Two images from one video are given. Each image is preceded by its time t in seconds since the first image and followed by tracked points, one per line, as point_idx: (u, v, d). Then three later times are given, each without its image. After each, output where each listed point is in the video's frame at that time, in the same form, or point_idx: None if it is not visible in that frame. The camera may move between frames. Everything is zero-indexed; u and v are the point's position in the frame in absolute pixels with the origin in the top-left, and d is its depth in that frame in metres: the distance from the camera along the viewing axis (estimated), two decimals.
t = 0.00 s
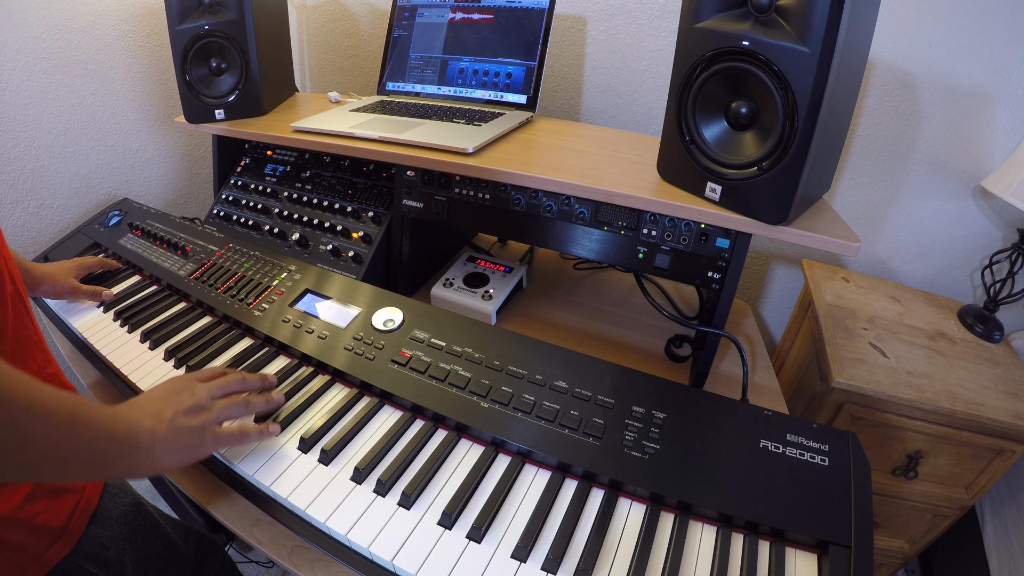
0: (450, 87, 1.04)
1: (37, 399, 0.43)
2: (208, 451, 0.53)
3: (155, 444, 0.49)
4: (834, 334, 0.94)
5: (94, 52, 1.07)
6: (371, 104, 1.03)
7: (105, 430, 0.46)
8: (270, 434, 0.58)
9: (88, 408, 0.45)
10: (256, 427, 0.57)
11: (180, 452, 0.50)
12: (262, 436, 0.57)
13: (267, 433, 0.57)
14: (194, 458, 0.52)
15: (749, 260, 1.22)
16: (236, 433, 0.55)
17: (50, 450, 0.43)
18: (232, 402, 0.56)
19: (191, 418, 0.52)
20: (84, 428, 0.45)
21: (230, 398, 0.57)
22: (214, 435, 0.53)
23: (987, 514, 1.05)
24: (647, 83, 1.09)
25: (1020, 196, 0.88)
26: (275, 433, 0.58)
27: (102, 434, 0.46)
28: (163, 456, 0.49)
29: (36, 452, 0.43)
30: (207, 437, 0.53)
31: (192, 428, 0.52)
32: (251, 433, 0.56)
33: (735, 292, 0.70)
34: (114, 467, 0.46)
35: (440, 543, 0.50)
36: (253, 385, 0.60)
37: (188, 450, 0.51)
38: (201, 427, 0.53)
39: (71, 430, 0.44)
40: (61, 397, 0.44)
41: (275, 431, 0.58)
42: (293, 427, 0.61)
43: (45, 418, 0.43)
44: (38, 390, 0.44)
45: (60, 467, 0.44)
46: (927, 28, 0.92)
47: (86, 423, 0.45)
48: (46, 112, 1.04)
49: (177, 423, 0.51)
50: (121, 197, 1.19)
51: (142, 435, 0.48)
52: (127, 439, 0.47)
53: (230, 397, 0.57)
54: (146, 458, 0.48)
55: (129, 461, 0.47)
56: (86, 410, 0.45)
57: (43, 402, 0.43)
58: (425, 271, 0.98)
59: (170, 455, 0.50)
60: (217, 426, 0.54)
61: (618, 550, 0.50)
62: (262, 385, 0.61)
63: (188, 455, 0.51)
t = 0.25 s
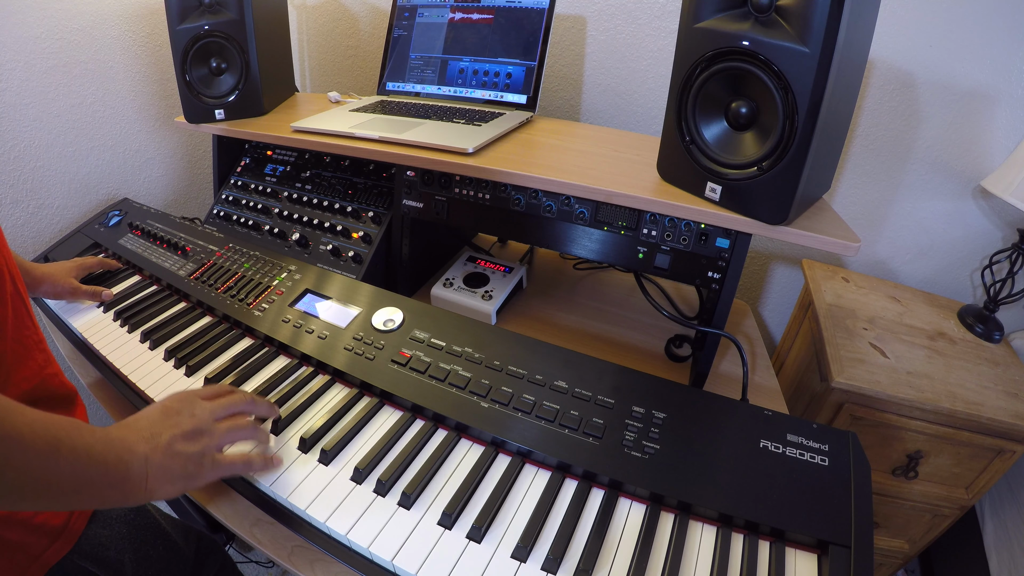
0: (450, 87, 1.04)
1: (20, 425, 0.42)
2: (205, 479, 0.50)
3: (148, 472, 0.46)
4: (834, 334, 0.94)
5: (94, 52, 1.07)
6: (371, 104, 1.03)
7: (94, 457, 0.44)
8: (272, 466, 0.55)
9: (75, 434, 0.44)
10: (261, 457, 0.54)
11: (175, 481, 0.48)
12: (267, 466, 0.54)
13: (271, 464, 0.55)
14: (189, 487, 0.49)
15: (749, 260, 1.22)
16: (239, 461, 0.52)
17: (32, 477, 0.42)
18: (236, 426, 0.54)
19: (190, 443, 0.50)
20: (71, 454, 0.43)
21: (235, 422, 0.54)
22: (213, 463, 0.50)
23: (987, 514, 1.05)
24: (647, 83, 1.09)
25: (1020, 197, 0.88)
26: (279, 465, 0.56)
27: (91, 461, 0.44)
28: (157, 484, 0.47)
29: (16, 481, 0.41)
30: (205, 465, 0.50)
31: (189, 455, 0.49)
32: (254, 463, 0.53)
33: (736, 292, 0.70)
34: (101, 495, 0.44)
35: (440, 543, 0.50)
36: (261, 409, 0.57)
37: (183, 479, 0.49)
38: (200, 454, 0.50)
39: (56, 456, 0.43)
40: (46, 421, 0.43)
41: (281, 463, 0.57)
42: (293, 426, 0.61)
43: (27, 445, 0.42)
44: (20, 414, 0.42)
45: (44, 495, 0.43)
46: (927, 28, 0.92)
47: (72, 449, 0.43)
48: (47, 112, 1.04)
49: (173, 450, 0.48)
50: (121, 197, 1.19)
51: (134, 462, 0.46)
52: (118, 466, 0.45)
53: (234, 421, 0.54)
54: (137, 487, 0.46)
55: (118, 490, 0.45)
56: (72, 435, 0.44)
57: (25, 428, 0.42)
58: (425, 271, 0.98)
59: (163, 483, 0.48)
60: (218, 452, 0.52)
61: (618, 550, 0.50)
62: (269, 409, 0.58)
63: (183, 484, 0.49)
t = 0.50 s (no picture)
0: (450, 87, 1.04)
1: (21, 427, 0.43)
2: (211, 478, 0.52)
3: (157, 469, 0.49)
4: (834, 334, 0.94)
5: (94, 52, 1.07)
6: (371, 104, 1.03)
7: (101, 455, 0.46)
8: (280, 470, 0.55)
9: (78, 433, 0.45)
10: (269, 460, 0.55)
11: (183, 479, 0.50)
12: (275, 470, 0.55)
13: (279, 467, 0.55)
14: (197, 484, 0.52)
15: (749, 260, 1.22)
16: (248, 462, 0.54)
17: (34, 476, 0.43)
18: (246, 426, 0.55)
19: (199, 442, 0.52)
20: (75, 453, 0.45)
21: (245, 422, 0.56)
22: (221, 463, 0.52)
23: (987, 515, 1.05)
24: (647, 82, 1.09)
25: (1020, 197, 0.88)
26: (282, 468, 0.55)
27: (97, 458, 0.46)
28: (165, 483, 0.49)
29: (17, 480, 0.43)
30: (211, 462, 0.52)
31: (198, 453, 0.51)
32: (262, 466, 0.54)
33: (736, 292, 0.70)
34: (106, 492, 0.46)
35: (440, 543, 0.50)
36: (270, 412, 0.59)
37: (191, 477, 0.51)
38: (207, 455, 0.52)
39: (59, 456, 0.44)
40: (50, 420, 0.44)
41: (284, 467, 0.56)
42: (293, 427, 0.61)
43: (30, 445, 0.43)
44: (20, 414, 0.43)
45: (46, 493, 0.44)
46: (927, 28, 0.92)
47: (76, 448, 0.45)
48: (46, 112, 1.04)
49: (182, 450, 0.51)
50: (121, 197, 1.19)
51: (142, 459, 0.48)
52: (125, 463, 0.47)
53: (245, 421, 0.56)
54: (144, 485, 0.48)
55: (124, 486, 0.47)
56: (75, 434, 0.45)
57: (26, 428, 0.43)
58: (425, 271, 0.98)
59: (171, 481, 0.50)
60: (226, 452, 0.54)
61: (618, 550, 0.50)
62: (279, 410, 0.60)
63: (191, 481, 0.51)
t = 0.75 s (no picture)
0: (450, 87, 1.04)
1: (35, 422, 0.41)
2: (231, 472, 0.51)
3: (177, 464, 0.47)
4: (834, 334, 0.94)
5: (94, 51, 1.07)
6: (371, 104, 1.03)
7: (119, 450, 0.44)
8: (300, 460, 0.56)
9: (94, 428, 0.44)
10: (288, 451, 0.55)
11: (203, 473, 0.49)
12: (296, 460, 0.55)
13: (298, 458, 0.55)
14: (218, 479, 0.50)
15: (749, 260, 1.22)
16: (269, 455, 0.54)
17: (50, 470, 0.41)
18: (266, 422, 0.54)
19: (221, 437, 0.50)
20: (91, 448, 0.43)
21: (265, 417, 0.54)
22: (243, 457, 0.51)
23: (987, 515, 1.05)
24: (647, 82, 1.09)
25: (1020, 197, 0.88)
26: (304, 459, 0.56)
27: (116, 454, 0.44)
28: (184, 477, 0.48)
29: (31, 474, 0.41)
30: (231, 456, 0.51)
31: (220, 447, 0.50)
32: (283, 457, 0.54)
33: (735, 292, 0.70)
34: (124, 488, 0.45)
35: (440, 543, 0.50)
36: (287, 409, 0.57)
37: (211, 471, 0.49)
38: (229, 448, 0.51)
39: (74, 452, 0.42)
40: (65, 415, 0.43)
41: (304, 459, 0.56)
42: (292, 427, 0.61)
43: (44, 442, 0.41)
44: (32, 408, 0.41)
45: (62, 488, 0.42)
46: (926, 28, 0.92)
47: (92, 443, 0.43)
48: (47, 112, 1.04)
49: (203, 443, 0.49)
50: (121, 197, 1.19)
51: (162, 454, 0.46)
52: (143, 458, 0.45)
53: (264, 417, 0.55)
54: (163, 480, 0.46)
55: (143, 482, 0.45)
56: (90, 430, 0.43)
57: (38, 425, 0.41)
58: (425, 271, 0.98)
59: (192, 475, 0.48)
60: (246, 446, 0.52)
61: (618, 550, 0.50)
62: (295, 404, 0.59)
63: (212, 476, 0.49)
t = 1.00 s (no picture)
0: (450, 87, 1.04)
1: (73, 407, 0.38)
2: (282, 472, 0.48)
3: (227, 459, 0.44)
4: (834, 334, 0.94)
5: (94, 51, 1.07)
6: (371, 104, 1.03)
7: (165, 440, 0.41)
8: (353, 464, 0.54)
9: (137, 416, 0.40)
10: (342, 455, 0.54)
11: (256, 469, 0.46)
12: (348, 464, 0.53)
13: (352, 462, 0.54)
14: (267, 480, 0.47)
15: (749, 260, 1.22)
16: (321, 457, 0.52)
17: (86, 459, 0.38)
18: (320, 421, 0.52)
19: (274, 433, 0.48)
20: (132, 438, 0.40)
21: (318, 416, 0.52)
22: (295, 457, 0.49)
23: (987, 515, 1.05)
24: (647, 82, 1.09)
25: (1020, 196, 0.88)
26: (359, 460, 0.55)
27: (159, 444, 0.40)
28: (231, 473, 0.44)
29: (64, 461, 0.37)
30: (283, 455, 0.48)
31: (273, 445, 0.47)
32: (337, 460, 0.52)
33: (735, 292, 0.70)
34: (167, 482, 0.41)
35: (440, 543, 0.50)
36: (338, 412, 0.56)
37: (263, 468, 0.46)
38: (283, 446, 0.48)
39: (116, 441, 0.39)
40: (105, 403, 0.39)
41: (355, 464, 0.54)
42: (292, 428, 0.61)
43: (82, 429, 0.38)
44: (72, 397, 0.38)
45: (101, 480, 0.39)
46: (926, 28, 0.92)
47: (134, 432, 0.40)
48: (47, 112, 1.04)
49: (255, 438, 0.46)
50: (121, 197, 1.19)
51: (210, 447, 0.43)
52: (191, 450, 0.42)
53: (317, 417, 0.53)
54: (211, 476, 0.43)
55: (188, 477, 0.42)
56: (133, 418, 0.40)
57: (75, 410, 0.38)
58: (425, 271, 0.98)
59: (243, 472, 0.45)
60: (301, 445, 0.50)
61: (618, 550, 0.50)
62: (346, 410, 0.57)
63: (262, 475, 0.47)
